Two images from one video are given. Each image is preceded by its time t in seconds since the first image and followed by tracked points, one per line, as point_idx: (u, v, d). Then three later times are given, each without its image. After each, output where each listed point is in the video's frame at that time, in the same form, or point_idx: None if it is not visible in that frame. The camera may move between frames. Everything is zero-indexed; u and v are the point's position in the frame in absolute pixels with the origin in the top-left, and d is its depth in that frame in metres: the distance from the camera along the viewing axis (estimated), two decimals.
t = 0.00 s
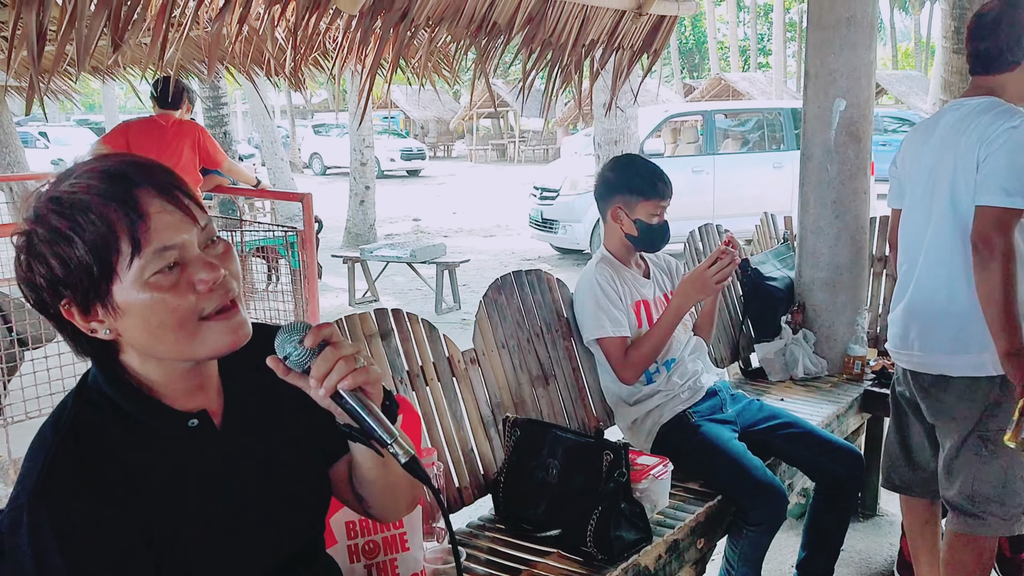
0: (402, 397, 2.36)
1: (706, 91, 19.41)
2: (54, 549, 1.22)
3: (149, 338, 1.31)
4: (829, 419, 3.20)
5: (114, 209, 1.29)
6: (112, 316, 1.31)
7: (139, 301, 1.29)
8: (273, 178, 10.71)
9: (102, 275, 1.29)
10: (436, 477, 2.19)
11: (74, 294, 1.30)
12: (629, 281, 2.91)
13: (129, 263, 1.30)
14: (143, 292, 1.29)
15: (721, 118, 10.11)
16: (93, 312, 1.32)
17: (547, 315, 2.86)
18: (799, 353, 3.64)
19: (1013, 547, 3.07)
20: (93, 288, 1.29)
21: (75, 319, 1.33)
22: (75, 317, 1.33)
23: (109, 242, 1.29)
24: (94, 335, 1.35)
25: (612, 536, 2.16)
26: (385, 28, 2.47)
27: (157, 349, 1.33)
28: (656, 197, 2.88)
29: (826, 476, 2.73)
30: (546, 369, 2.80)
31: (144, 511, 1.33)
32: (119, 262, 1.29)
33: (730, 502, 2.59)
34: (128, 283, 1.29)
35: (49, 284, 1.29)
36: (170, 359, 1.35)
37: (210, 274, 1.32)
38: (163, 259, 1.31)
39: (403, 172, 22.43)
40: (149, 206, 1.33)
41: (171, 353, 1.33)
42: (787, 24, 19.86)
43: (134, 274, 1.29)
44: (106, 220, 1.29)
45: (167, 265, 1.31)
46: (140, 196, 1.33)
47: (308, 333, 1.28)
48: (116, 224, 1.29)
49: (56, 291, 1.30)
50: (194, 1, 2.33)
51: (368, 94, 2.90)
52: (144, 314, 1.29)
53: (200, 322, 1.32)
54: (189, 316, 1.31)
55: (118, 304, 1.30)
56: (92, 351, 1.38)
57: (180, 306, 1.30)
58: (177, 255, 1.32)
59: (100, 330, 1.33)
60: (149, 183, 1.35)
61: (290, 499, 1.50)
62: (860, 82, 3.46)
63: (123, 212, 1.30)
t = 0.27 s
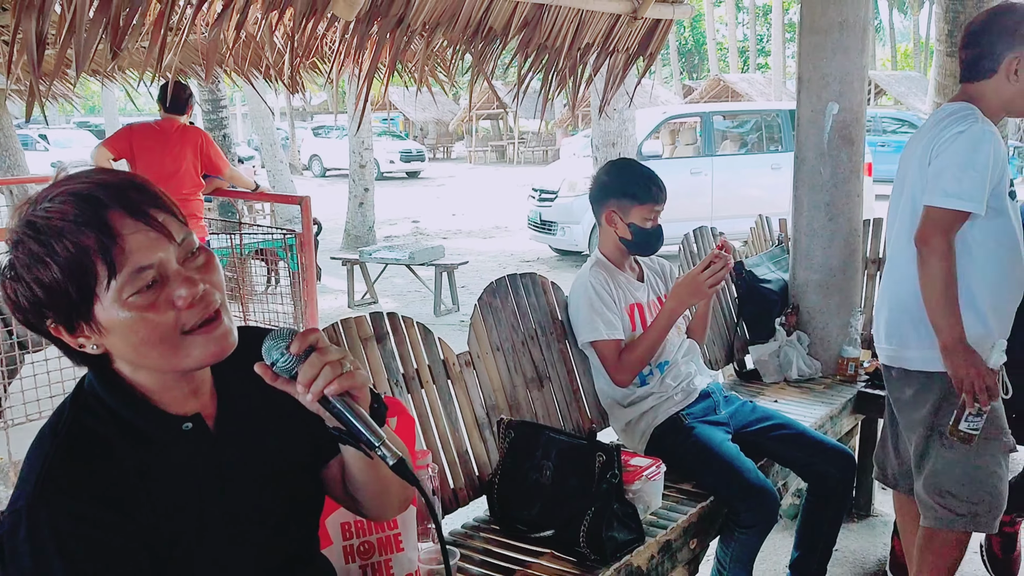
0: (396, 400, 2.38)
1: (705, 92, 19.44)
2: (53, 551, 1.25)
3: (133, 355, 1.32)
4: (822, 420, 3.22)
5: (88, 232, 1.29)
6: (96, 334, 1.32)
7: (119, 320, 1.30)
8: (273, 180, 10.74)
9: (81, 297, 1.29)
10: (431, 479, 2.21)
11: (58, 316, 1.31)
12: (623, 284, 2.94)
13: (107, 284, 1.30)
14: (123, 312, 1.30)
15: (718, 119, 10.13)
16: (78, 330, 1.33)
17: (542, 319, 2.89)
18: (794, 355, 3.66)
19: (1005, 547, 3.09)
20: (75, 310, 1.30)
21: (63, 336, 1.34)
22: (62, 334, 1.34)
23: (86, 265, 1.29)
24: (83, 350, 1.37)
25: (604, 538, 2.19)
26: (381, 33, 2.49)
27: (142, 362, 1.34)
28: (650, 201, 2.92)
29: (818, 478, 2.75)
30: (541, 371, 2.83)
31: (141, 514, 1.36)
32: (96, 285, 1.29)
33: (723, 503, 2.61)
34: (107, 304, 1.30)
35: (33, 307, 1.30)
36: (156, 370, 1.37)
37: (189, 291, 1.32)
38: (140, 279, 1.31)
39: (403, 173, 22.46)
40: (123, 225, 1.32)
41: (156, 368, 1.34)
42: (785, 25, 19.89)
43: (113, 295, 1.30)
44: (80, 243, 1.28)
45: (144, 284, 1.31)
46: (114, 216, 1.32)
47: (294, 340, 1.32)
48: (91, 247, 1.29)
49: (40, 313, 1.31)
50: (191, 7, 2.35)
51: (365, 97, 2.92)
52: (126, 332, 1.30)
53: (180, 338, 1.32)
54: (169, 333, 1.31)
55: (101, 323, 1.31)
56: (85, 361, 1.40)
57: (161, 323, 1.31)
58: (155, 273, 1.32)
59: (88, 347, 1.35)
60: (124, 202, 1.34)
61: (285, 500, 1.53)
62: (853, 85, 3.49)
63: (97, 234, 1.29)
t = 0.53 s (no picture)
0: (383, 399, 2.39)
1: (690, 90, 19.51)
2: (42, 554, 1.26)
3: (123, 354, 1.33)
4: (804, 416, 3.26)
5: (75, 235, 1.30)
6: (85, 336, 1.33)
7: (109, 321, 1.31)
8: (258, 179, 10.71)
9: (70, 300, 1.30)
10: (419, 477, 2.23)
11: (47, 320, 1.32)
12: (608, 282, 2.97)
13: (96, 286, 1.31)
14: (112, 313, 1.31)
15: (703, 118, 10.18)
16: (66, 333, 1.33)
17: (527, 318, 2.91)
18: (777, 352, 3.71)
19: (985, 540, 3.15)
20: (65, 312, 1.31)
21: (50, 339, 1.35)
22: (49, 337, 1.34)
23: (74, 267, 1.30)
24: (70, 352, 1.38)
25: (590, 534, 2.21)
26: (364, 35, 2.51)
27: (131, 362, 1.35)
28: (635, 200, 2.94)
29: (801, 473, 2.79)
30: (527, 371, 2.85)
31: (130, 515, 1.37)
32: (85, 287, 1.30)
33: (706, 499, 2.65)
34: (96, 306, 1.31)
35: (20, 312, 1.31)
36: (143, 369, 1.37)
37: (177, 291, 1.33)
38: (129, 280, 1.32)
39: (389, 172, 22.46)
40: (109, 226, 1.33)
41: (145, 367, 1.35)
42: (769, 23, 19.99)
43: (102, 296, 1.31)
44: (67, 247, 1.29)
45: (132, 286, 1.32)
46: (100, 218, 1.33)
47: (275, 342, 1.33)
48: (79, 250, 1.29)
49: (28, 318, 1.32)
50: (177, 7, 2.36)
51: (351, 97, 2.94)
52: (115, 333, 1.31)
53: (170, 336, 1.33)
54: (160, 333, 1.32)
55: (90, 324, 1.32)
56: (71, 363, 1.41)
57: (150, 324, 1.32)
58: (142, 274, 1.33)
59: (75, 349, 1.35)
60: (109, 205, 1.35)
61: (273, 498, 1.54)
62: (834, 84, 3.53)
63: (84, 237, 1.30)
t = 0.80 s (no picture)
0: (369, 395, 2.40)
1: (662, 88, 19.65)
2: (35, 555, 1.25)
3: (126, 346, 1.34)
4: (782, 409, 3.32)
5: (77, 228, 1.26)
6: (86, 332, 1.32)
7: (114, 316, 1.31)
8: (230, 178, 10.62)
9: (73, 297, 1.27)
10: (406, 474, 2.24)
11: (48, 319, 1.28)
12: (588, 279, 2.99)
13: (101, 281, 1.29)
14: (118, 307, 1.31)
15: (675, 116, 10.32)
16: (66, 330, 1.31)
17: (510, 314, 2.93)
18: (754, 347, 3.76)
19: (957, 528, 3.22)
20: (69, 310, 1.28)
21: (47, 337, 1.32)
22: (47, 335, 1.31)
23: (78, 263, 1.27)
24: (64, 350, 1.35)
25: (576, 526, 2.24)
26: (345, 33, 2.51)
27: (132, 355, 1.36)
28: (615, 197, 2.97)
29: (781, 465, 2.83)
30: (510, 366, 2.87)
31: (121, 513, 1.36)
32: (89, 284, 1.28)
33: (688, 492, 2.69)
34: (99, 302, 1.30)
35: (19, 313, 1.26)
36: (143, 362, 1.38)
37: (178, 284, 1.35)
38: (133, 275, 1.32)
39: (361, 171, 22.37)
40: (109, 220, 1.31)
41: (145, 359, 1.37)
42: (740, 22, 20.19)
43: (108, 292, 1.30)
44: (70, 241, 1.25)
45: (133, 282, 1.32)
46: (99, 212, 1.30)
47: (265, 338, 1.33)
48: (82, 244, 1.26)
49: (27, 319, 1.27)
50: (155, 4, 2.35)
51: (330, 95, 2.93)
52: (119, 327, 1.31)
53: (174, 328, 1.36)
54: (164, 326, 1.35)
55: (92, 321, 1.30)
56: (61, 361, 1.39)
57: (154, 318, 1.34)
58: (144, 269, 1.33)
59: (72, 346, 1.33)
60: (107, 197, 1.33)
61: (263, 494, 1.55)
62: (808, 83, 3.58)
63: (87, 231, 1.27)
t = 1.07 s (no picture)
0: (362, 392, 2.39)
1: (636, 86, 19.76)
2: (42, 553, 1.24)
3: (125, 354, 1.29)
4: (766, 403, 3.36)
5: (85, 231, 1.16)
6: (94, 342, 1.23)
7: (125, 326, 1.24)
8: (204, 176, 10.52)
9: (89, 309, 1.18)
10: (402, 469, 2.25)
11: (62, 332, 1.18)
12: (576, 275, 3.01)
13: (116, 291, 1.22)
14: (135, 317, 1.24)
15: (651, 113, 10.42)
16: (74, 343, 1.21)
17: (499, 310, 2.94)
18: (736, 341, 3.79)
19: (937, 518, 3.28)
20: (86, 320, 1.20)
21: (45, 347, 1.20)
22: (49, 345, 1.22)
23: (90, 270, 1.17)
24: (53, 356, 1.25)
25: (569, 520, 2.26)
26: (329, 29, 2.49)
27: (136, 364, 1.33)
28: (601, 193, 2.99)
29: (766, 457, 2.87)
30: (499, 363, 2.88)
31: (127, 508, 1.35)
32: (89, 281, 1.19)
33: (678, 485, 2.72)
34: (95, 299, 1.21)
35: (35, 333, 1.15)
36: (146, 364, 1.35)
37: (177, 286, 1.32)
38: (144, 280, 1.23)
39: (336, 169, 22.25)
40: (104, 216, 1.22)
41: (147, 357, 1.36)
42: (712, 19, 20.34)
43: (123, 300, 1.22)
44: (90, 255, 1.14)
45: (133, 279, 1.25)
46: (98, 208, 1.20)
47: (270, 334, 1.32)
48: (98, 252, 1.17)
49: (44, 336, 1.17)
50: None
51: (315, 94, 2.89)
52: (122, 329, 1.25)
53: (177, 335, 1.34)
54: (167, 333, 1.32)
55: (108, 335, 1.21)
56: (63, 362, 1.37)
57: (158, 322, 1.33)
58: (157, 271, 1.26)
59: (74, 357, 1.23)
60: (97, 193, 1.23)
61: (266, 492, 1.54)
62: (789, 80, 3.62)
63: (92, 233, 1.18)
